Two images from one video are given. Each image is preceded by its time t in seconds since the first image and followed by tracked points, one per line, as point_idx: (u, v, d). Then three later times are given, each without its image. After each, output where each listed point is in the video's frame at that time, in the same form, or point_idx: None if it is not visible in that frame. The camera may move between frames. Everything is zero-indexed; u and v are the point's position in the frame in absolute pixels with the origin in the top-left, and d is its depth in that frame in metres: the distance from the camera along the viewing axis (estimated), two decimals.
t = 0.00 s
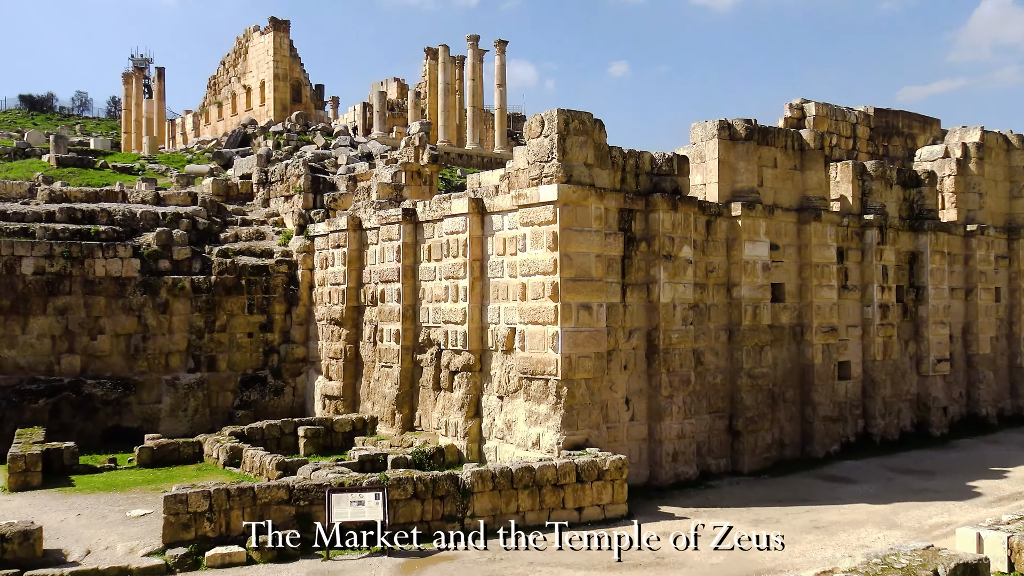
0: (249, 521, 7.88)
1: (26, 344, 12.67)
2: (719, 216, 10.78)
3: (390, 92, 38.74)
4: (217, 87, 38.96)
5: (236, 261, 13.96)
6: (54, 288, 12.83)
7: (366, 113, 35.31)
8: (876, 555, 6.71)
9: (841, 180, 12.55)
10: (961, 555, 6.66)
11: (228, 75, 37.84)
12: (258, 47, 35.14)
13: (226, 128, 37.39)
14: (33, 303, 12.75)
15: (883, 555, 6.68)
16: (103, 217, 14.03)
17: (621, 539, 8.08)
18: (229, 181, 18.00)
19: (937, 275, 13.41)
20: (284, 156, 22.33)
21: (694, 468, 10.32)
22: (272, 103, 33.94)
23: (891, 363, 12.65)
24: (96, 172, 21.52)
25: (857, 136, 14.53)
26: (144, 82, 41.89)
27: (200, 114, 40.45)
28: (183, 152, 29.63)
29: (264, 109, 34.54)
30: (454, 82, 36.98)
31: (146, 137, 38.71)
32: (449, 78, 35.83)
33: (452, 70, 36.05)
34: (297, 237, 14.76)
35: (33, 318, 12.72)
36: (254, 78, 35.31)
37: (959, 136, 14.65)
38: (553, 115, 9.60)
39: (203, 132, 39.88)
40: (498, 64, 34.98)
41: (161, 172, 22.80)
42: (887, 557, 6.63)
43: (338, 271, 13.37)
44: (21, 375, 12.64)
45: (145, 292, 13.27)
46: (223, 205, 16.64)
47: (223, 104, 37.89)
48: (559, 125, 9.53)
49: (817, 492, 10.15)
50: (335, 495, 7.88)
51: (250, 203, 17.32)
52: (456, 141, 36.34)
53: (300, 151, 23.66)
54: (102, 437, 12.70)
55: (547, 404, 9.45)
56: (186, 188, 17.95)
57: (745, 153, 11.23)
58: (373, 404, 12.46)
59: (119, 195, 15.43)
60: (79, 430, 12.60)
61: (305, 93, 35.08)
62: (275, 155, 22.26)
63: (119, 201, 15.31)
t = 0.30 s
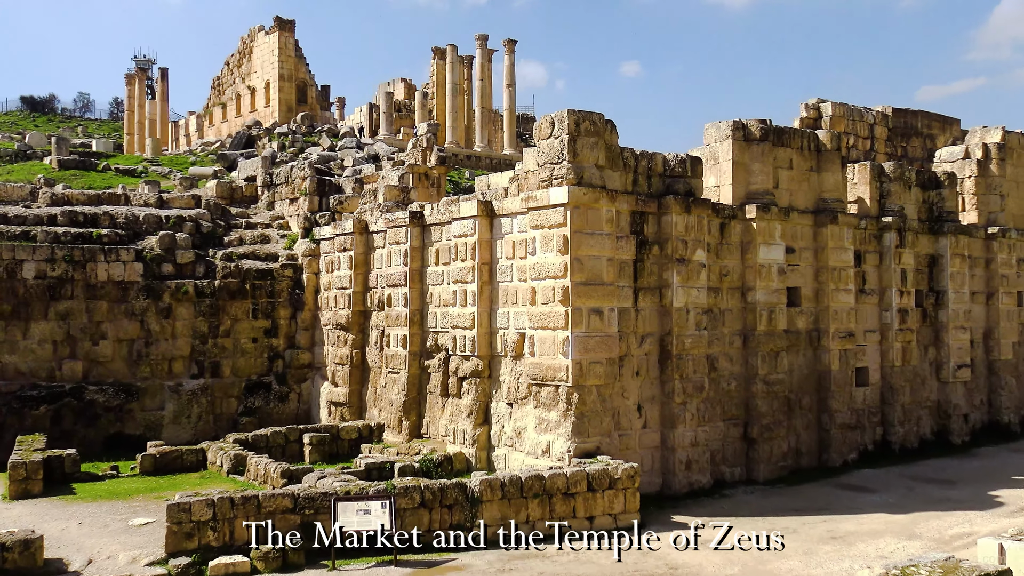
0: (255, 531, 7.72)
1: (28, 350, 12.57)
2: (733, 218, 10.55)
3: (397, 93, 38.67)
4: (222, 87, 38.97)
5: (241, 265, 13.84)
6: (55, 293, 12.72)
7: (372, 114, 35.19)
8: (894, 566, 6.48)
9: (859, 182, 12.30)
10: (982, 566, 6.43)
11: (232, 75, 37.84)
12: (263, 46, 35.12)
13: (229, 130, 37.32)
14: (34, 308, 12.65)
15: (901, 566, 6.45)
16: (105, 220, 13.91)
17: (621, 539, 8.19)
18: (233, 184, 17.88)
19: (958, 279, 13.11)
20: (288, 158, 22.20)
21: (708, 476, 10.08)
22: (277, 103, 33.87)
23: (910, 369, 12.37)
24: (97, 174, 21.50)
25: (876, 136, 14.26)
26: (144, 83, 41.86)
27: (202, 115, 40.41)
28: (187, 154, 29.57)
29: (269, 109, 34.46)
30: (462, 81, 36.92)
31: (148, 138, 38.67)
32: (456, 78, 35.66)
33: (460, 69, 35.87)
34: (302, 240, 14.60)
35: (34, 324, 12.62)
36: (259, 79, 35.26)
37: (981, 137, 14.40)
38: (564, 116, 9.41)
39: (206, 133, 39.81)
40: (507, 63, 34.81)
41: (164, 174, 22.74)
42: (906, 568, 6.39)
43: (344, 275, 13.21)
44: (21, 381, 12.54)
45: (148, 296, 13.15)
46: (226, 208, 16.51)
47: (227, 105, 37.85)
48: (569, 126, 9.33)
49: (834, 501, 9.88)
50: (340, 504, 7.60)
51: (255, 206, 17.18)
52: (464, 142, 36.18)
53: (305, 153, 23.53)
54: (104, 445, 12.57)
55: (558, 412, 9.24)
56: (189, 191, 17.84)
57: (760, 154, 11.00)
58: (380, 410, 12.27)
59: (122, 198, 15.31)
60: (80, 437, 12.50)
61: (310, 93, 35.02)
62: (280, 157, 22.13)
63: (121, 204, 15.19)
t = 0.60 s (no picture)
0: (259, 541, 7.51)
1: (28, 357, 12.45)
2: (749, 221, 10.29)
3: (404, 93, 38.59)
4: (225, 88, 38.95)
5: (245, 270, 13.63)
6: (57, 298, 12.59)
7: (379, 114, 34.99)
8: None
9: (879, 184, 12.01)
10: None
11: (236, 76, 37.82)
12: (268, 47, 35.09)
13: (233, 131, 37.27)
14: (35, 313, 12.54)
15: None
16: (107, 224, 13.75)
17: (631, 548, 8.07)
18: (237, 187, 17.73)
19: (982, 283, 12.77)
20: (294, 160, 22.08)
21: (724, 486, 9.79)
22: (282, 105, 33.79)
23: (932, 376, 12.04)
24: (99, 177, 21.44)
25: (896, 137, 13.98)
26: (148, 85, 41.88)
27: (206, 117, 40.44)
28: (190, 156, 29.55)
29: (274, 111, 34.39)
30: (473, 81, 36.77)
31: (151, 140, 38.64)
32: (466, 78, 35.48)
33: (469, 69, 35.60)
34: (308, 244, 14.40)
35: (34, 330, 12.51)
36: (264, 79, 35.25)
37: (1005, 137, 14.07)
38: (576, 117, 9.19)
39: (209, 135, 39.75)
40: (517, 64, 34.60)
41: (167, 177, 22.68)
42: None
43: (351, 280, 13.02)
44: (21, 388, 12.41)
45: (151, 302, 13.02)
46: (230, 212, 16.37)
47: (231, 106, 37.83)
48: (581, 127, 9.12)
49: (855, 513, 9.57)
50: (347, 515, 7.29)
51: (259, 209, 17.00)
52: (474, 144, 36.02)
53: (311, 155, 23.42)
54: (104, 453, 12.45)
55: (569, 420, 9.00)
56: (194, 195, 17.73)
57: (778, 156, 10.73)
58: (387, 418, 12.06)
59: (124, 201, 15.18)
60: (81, 446, 12.38)
61: (316, 95, 34.96)
62: (286, 159, 22.02)
63: (123, 207, 15.10)
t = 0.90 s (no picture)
0: (261, 551, 7.32)
1: (28, 363, 12.34)
2: (764, 225, 10.06)
3: (410, 93, 38.56)
4: (227, 89, 38.96)
5: (248, 274, 13.50)
6: (56, 303, 12.49)
7: (386, 116, 34.85)
8: None
9: (898, 186, 11.76)
10: None
11: (239, 77, 37.79)
12: (272, 46, 35.07)
13: (237, 132, 37.31)
14: (35, 319, 12.43)
15: None
16: (108, 227, 13.64)
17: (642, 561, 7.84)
18: (241, 190, 17.61)
19: (1004, 288, 12.46)
20: (298, 162, 22.01)
21: (739, 496, 9.54)
22: (286, 106, 33.77)
23: (953, 383, 11.75)
24: (100, 180, 21.38)
25: (916, 138, 13.74)
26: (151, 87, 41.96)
27: (208, 118, 40.51)
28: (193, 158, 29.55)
29: (278, 112, 34.34)
30: (480, 81, 37.02)
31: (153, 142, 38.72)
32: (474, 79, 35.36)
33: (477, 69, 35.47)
34: (312, 248, 14.23)
35: (34, 335, 12.40)
36: (268, 79, 35.23)
37: None
38: (586, 117, 8.98)
39: (213, 136, 39.78)
40: (526, 64, 34.44)
41: (169, 180, 22.61)
42: None
43: (356, 284, 12.85)
44: (21, 395, 12.31)
45: (152, 306, 12.88)
46: (234, 215, 16.25)
47: (234, 107, 37.89)
48: (592, 128, 8.92)
49: (874, 524, 9.30)
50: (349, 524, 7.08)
51: (263, 212, 16.88)
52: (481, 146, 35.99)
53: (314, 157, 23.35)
54: (105, 461, 12.33)
55: (580, 428, 8.78)
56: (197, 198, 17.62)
57: (793, 157, 10.50)
58: (393, 426, 11.88)
59: (125, 204, 15.10)
60: (82, 454, 12.28)
61: (320, 95, 34.92)
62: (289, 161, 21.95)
63: (125, 210, 15.00)
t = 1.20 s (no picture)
0: (265, 563, 7.11)
1: (27, 370, 12.23)
2: (781, 228, 9.80)
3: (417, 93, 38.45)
4: (230, 91, 38.96)
5: (252, 280, 13.33)
6: (56, 309, 12.36)
7: (392, 117, 34.65)
8: None
9: (919, 188, 11.49)
10: None
11: (242, 78, 37.77)
12: (276, 47, 35.06)
13: (241, 134, 37.40)
14: (35, 325, 12.31)
15: None
16: (110, 231, 13.51)
17: None
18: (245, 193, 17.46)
19: None
20: (303, 164, 21.93)
21: (756, 508, 9.27)
22: (290, 107, 33.73)
23: (976, 392, 11.43)
24: (101, 183, 21.30)
25: (937, 139, 13.44)
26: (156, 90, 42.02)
27: (212, 120, 40.62)
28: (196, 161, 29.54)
29: (282, 113, 34.30)
30: (489, 82, 37.13)
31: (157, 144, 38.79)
32: (483, 79, 35.20)
33: (485, 69, 35.31)
34: (317, 252, 14.06)
35: (34, 342, 12.28)
36: (272, 80, 35.22)
37: None
38: (598, 118, 8.76)
39: (216, 138, 39.81)
40: (536, 64, 34.24)
41: (171, 183, 22.53)
42: None
43: (363, 290, 12.66)
44: (21, 404, 12.22)
45: (154, 313, 12.75)
46: (239, 220, 16.11)
47: (238, 109, 37.95)
48: (604, 129, 8.70)
49: (895, 536, 9.00)
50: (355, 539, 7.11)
51: (267, 216, 16.72)
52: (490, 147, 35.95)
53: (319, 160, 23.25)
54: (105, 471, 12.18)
55: (592, 437, 8.55)
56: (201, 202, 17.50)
57: (811, 159, 10.25)
58: (401, 435, 11.67)
59: (126, 208, 14.97)
60: (83, 463, 12.13)
61: (326, 96, 34.86)
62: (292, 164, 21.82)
63: (125, 214, 14.88)
